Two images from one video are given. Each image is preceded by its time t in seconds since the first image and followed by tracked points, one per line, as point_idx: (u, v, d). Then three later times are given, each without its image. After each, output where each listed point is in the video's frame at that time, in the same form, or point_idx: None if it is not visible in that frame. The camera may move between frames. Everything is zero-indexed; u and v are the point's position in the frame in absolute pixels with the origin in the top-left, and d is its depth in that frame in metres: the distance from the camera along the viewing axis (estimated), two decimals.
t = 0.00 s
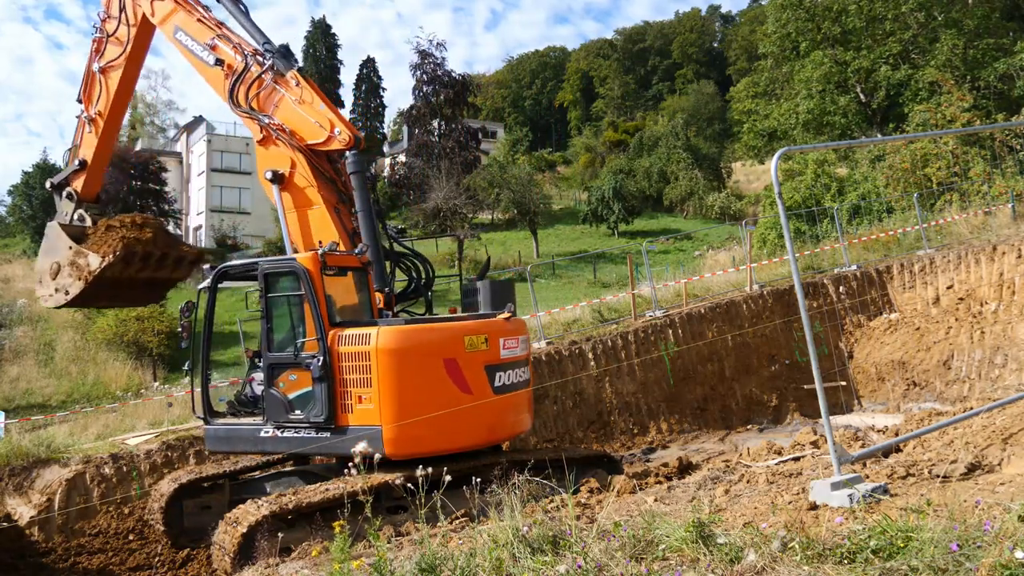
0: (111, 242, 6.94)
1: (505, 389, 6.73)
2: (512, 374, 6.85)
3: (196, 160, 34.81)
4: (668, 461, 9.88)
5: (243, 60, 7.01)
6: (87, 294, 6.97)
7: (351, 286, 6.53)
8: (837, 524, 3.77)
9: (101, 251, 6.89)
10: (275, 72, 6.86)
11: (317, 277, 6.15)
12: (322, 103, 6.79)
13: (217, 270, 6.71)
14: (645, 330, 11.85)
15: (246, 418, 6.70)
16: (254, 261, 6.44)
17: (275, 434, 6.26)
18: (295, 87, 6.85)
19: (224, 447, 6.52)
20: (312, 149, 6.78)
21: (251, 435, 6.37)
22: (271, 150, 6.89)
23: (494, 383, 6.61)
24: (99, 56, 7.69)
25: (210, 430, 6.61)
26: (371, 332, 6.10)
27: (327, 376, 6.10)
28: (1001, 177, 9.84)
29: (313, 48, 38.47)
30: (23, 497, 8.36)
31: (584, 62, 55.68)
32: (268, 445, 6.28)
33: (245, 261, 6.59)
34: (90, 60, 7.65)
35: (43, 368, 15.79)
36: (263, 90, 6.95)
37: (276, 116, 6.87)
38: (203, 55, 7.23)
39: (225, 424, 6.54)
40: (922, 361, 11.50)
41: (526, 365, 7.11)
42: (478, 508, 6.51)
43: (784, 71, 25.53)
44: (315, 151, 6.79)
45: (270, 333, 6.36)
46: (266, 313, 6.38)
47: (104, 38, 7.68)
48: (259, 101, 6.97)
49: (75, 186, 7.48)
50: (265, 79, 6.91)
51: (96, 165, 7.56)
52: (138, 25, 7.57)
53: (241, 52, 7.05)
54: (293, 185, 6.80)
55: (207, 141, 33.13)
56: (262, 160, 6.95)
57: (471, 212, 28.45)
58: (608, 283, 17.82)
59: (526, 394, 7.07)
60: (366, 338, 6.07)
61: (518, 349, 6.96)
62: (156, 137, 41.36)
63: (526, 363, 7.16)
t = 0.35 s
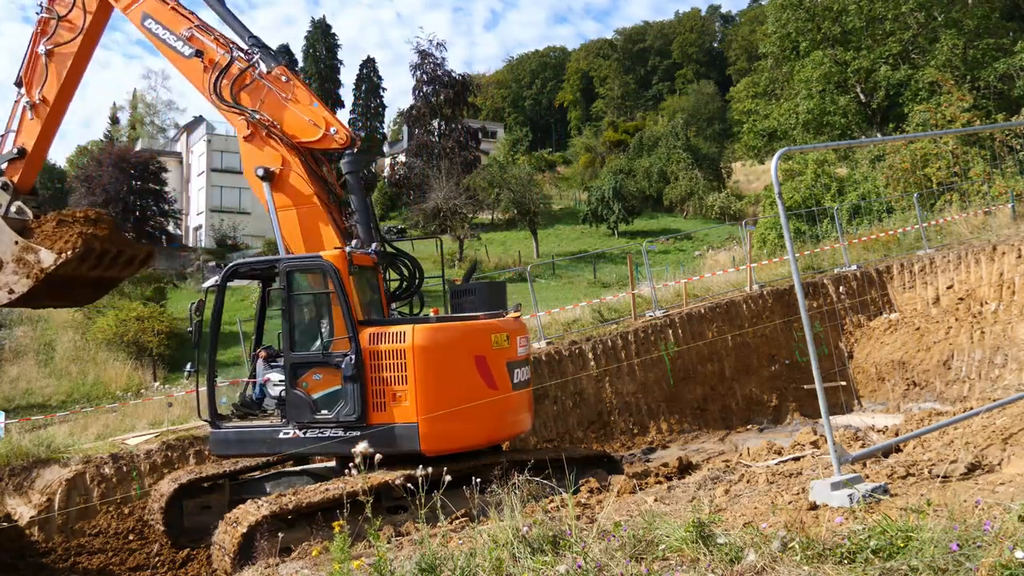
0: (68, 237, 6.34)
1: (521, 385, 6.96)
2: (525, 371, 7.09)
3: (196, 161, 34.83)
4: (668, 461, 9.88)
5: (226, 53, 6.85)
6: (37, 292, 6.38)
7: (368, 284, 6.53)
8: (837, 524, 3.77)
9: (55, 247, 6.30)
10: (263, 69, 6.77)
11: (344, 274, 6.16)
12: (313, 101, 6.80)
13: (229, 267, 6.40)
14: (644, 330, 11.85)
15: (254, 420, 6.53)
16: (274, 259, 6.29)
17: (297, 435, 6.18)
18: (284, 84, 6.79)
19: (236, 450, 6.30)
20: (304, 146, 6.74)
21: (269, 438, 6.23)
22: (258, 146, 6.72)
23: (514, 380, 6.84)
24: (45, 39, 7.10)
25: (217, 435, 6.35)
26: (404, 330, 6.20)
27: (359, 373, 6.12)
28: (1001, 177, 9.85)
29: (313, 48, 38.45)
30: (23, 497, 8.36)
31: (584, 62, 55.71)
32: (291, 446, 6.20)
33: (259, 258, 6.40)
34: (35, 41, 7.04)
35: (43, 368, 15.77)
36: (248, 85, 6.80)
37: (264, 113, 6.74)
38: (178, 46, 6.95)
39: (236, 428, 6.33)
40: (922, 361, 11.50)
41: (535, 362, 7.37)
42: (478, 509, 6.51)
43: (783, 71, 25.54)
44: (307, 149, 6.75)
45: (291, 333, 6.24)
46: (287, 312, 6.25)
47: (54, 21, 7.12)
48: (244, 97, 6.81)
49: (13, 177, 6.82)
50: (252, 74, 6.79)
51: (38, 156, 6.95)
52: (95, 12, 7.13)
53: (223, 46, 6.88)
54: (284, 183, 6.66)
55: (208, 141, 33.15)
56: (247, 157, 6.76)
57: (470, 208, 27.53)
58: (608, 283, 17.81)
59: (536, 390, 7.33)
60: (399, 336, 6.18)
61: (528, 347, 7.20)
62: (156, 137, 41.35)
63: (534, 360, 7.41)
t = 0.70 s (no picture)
0: (29, 237, 5.93)
1: (528, 381, 7.22)
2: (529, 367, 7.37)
3: (196, 161, 34.83)
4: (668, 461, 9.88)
5: (210, 48, 6.66)
6: None
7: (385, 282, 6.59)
8: (837, 524, 3.77)
9: (15, 246, 5.89)
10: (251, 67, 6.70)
11: (373, 272, 6.18)
12: (304, 100, 6.84)
13: (251, 262, 6.13)
14: (645, 330, 11.86)
15: (267, 421, 6.37)
16: (299, 258, 6.16)
17: (320, 436, 6.11)
18: (274, 82, 6.76)
19: (255, 453, 6.12)
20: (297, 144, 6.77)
21: (291, 440, 6.10)
22: (248, 142, 6.56)
23: (524, 376, 7.10)
24: None
25: (233, 437, 6.10)
26: (433, 329, 6.35)
27: (388, 372, 6.17)
28: (1001, 177, 9.86)
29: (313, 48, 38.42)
30: (23, 497, 8.37)
31: (584, 62, 55.76)
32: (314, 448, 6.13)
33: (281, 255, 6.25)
34: None
35: (43, 368, 15.75)
36: (235, 81, 6.69)
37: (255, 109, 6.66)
38: (153, 39, 6.59)
39: (256, 429, 6.14)
40: (922, 361, 11.50)
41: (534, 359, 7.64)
42: (478, 509, 6.52)
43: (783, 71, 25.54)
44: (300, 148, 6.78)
45: (316, 332, 6.14)
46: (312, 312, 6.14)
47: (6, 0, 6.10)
48: (231, 93, 6.68)
49: None
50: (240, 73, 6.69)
51: None
52: None
53: (206, 40, 6.66)
54: (277, 181, 6.56)
55: (207, 141, 33.15)
56: (234, 153, 6.54)
57: (470, 209, 27.50)
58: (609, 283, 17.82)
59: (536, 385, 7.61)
60: (427, 334, 6.33)
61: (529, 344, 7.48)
62: (156, 137, 41.34)
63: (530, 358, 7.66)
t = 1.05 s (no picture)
0: None
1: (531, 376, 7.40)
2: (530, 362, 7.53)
3: (196, 161, 34.85)
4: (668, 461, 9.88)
5: (194, 44, 6.53)
6: None
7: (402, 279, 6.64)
8: (837, 524, 3.77)
9: None
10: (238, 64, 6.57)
11: (394, 270, 6.26)
12: (296, 99, 6.74)
13: (270, 262, 6.09)
14: (645, 330, 11.87)
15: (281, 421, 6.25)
16: (320, 257, 6.14)
17: (342, 435, 6.10)
18: (264, 80, 6.66)
19: (267, 453, 6.07)
20: (289, 144, 6.71)
21: (308, 439, 6.07)
22: (238, 142, 6.55)
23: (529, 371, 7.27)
24: None
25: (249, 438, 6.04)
26: (453, 327, 6.45)
27: (412, 369, 6.24)
28: (1001, 177, 9.86)
29: (313, 48, 38.42)
30: (23, 497, 8.37)
31: (585, 62, 55.78)
32: (312, 449, 6.10)
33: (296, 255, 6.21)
34: None
35: (43, 368, 15.73)
36: (222, 78, 6.59)
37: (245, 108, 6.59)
38: (134, 33, 6.46)
39: (273, 430, 6.07)
40: (922, 361, 11.50)
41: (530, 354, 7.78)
42: (479, 509, 6.51)
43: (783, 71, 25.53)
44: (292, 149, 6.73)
45: (340, 330, 6.14)
46: (334, 311, 6.12)
47: None
48: (218, 90, 6.59)
49: None
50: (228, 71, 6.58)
51: None
52: None
53: (191, 36, 6.54)
54: (271, 182, 6.57)
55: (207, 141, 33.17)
56: (225, 153, 6.53)
57: (471, 210, 27.50)
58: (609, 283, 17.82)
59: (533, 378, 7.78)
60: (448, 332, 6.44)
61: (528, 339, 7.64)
62: (156, 137, 41.31)
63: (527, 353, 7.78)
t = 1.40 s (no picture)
0: None
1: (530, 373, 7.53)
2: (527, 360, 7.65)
3: (195, 161, 34.87)
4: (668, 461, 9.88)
5: (182, 43, 6.46)
6: None
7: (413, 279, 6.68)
8: (837, 524, 3.77)
9: None
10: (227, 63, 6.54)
11: (411, 270, 6.31)
12: (288, 99, 6.75)
13: (286, 260, 6.05)
14: (645, 330, 11.87)
15: (294, 420, 6.19)
16: (336, 257, 6.14)
17: (356, 435, 6.10)
18: (255, 80, 6.64)
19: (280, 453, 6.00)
20: (282, 144, 6.70)
21: (322, 439, 6.05)
22: (231, 142, 6.53)
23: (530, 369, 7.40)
24: None
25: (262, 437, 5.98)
26: (465, 326, 6.55)
27: (428, 368, 6.30)
28: (1001, 177, 9.87)
29: (313, 48, 38.40)
30: (23, 497, 8.36)
31: (584, 62, 55.79)
32: (312, 449, 6.06)
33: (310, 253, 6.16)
34: None
35: (43, 367, 15.69)
36: (212, 78, 6.55)
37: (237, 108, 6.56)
38: (118, 32, 6.35)
39: (287, 430, 6.03)
40: (922, 361, 11.50)
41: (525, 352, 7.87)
42: (478, 509, 6.51)
43: (783, 71, 25.53)
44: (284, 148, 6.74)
45: (357, 329, 6.15)
46: (352, 310, 6.12)
47: None
48: (209, 89, 6.54)
49: None
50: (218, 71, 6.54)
51: None
52: None
53: (179, 35, 6.48)
54: (266, 182, 6.56)
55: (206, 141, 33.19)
56: (218, 152, 6.50)
57: (471, 210, 27.47)
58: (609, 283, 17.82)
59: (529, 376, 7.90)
60: (463, 331, 6.53)
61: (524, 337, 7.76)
62: (156, 138, 41.29)
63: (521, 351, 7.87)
